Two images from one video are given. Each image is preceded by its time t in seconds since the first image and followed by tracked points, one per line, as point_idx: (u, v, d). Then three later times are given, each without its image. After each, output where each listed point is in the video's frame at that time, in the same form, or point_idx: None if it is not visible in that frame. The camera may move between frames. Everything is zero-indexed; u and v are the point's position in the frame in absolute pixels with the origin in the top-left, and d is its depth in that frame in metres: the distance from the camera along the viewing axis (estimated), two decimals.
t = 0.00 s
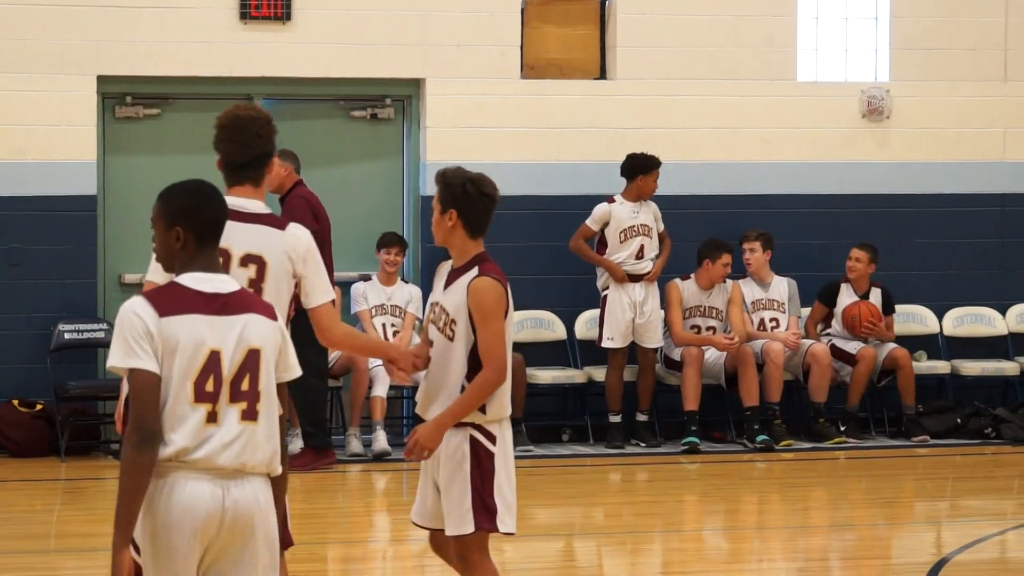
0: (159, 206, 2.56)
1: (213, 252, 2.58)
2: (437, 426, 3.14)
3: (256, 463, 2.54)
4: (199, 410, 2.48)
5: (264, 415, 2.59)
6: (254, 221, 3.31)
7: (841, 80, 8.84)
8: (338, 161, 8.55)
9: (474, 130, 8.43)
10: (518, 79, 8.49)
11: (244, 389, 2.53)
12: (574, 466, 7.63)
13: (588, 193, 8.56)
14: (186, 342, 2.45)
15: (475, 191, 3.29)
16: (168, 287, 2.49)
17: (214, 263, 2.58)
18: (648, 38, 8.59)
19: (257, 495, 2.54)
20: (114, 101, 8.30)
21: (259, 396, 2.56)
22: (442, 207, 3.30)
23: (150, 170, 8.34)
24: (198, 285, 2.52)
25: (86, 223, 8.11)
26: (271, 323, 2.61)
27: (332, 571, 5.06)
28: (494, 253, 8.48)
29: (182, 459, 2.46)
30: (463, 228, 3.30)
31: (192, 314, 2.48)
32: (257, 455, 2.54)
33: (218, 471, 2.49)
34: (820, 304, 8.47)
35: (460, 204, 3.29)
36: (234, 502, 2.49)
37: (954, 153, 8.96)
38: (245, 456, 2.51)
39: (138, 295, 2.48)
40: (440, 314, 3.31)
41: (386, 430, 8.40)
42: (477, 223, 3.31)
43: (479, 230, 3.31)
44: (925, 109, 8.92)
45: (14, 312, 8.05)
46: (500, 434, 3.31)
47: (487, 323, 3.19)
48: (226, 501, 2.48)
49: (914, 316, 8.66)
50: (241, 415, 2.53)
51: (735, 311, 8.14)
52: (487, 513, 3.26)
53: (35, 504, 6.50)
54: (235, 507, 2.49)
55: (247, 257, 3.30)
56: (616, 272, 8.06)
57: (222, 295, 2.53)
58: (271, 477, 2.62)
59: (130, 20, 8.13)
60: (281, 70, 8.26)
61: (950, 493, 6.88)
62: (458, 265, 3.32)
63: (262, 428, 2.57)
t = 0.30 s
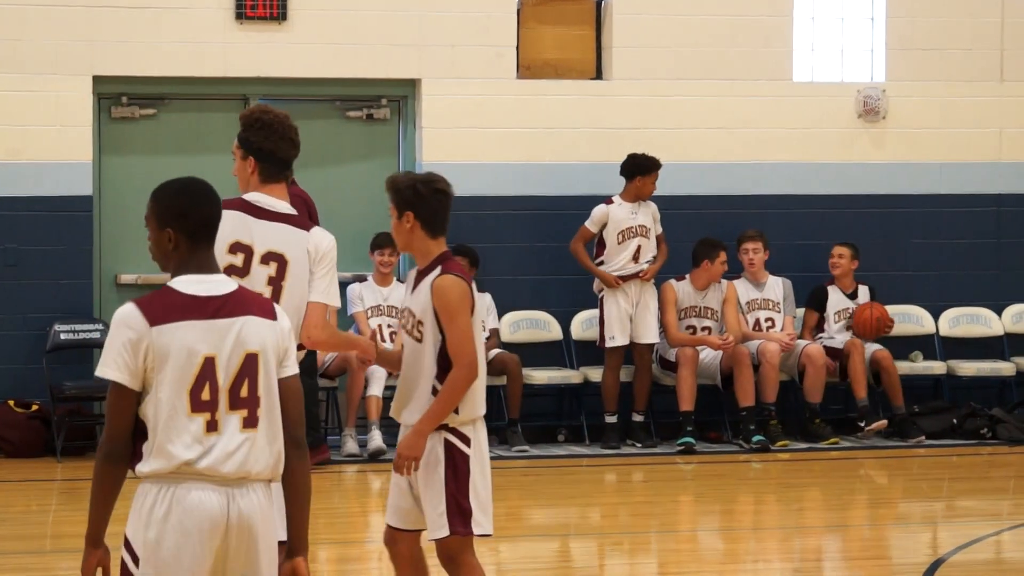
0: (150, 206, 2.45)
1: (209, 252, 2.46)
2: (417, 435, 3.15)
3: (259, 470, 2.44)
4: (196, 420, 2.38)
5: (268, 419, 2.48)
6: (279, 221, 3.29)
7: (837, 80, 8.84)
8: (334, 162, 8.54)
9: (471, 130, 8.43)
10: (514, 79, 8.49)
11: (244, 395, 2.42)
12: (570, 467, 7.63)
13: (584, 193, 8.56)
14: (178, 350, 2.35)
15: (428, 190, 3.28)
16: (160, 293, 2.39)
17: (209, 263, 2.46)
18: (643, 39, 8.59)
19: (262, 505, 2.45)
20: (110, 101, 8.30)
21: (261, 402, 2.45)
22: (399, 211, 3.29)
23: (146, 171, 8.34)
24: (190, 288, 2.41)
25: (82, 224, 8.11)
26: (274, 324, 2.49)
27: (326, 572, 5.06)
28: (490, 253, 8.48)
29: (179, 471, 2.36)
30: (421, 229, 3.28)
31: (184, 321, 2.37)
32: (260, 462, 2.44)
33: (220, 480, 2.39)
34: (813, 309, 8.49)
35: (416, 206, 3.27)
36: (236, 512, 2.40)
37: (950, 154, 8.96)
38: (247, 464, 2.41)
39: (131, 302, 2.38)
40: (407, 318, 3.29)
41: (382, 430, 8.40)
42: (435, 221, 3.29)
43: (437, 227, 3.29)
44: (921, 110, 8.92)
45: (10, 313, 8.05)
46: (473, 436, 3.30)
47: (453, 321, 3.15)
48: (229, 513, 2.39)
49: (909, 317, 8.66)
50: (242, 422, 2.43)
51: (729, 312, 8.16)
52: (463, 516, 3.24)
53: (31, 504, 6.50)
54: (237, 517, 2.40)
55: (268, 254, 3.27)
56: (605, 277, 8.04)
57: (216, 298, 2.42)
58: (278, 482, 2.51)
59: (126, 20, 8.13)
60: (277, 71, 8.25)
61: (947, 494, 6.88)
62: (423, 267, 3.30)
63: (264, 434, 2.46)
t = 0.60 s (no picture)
0: (124, 219, 2.42)
1: (186, 265, 2.44)
2: (376, 447, 3.20)
3: (256, 487, 2.44)
4: (187, 440, 2.38)
5: (262, 434, 2.47)
6: (244, 222, 3.29)
7: (833, 82, 8.84)
8: (330, 163, 8.55)
9: (467, 132, 8.44)
10: (510, 80, 8.49)
11: (235, 412, 2.42)
12: (566, 468, 7.63)
13: (580, 195, 8.56)
14: (163, 371, 2.34)
15: (377, 197, 3.32)
16: (140, 313, 2.37)
17: (186, 276, 2.44)
18: (639, 40, 8.59)
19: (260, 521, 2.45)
20: (106, 103, 8.30)
21: (252, 417, 2.45)
22: (349, 218, 3.33)
23: (143, 172, 8.34)
24: (172, 305, 2.40)
25: (78, 225, 8.11)
26: (259, 334, 2.47)
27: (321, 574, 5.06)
28: (486, 255, 8.49)
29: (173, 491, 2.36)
30: (372, 236, 3.32)
31: (168, 340, 2.36)
32: (255, 477, 2.44)
33: (218, 498, 2.39)
34: (808, 317, 8.45)
35: (365, 213, 3.32)
36: (234, 529, 2.40)
37: (947, 155, 8.97)
38: (242, 481, 2.41)
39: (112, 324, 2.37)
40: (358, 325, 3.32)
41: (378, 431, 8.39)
42: (385, 228, 3.34)
43: (388, 234, 3.34)
44: (918, 111, 8.92)
45: (6, 314, 8.05)
46: (427, 439, 3.31)
47: (402, 326, 3.20)
48: (228, 532, 2.39)
49: (904, 318, 8.69)
50: (234, 439, 2.42)
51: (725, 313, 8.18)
52: (422, 518, 3.26)
53: (27, 506, 6.49)
54: (235, 534, 2.40)
55: (240, 257, 3.30)
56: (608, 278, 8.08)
57: (196, 313, 2.40)
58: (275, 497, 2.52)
59: (123, 21, 8.14)
60: (273, 72, 8.25)
61: (943, 495, 6.88)
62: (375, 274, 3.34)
63: (258, 450, 2.46)
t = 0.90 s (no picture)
0: (127, 214, 2.43)
1: (187, 260, 2.44)
2: (336, 443, 3.12)
3: (260, 487, 2.44)
4: (192, 439, 2.37)
5: (264, 433, 2.48)
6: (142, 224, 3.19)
7: (832, 82, 8.84)
8: (329, 163, 8.55)
9: (465, 132, 8.44)
10: (508, 81, 8.50)
11: (239, 409, 2.42)
12: (564, 468, 7.63)
13: (578, 195, 8.56)
14: (170, 368, 2.33)
15: (330, 191, 3.26)
16: (145, 307, 2.36)
17: (189, 271, 2.44)
18: (638, 40, 8.59)
19: (265, 521, 2.45)
20: (104, 103, 8.30)
21: (256, 415, 2.45)
22: (299, 212, 3.28)
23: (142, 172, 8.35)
24: (176, 299, 2.39)
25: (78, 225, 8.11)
26: (263, 331, 2.48)
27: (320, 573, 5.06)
28: (484, 255, 8.49)
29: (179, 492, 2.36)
30: (323, 231, 3.27)
31: (173, 336, 2.34)
32: (259, 477, 2.44)
33: (221, 498, 2.39)
34: (813, 329, 8.39)
35: (318, 207, 3.26)
36: (239, 530, 2.40)
37: (945, 155, 8.97)
38: (247, 481, 2.41)
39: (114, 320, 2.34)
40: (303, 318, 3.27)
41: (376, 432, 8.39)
42: (338, 223, 3.29)
43: (341, 228, 3.29)
44: (916, 112, 8.92)
45: (4, 314, 8.04)
46: (365, 433, 3.25)
47: (347, 317, 3.14)
48: (234, 532, 2.40)
49: (902, 318, 8.69)
50: (238, 438, 2.42)
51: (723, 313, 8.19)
52: (342, 512, 3.20)
53: (25, 506, 6.49)
54: (240, 535, 2.40)
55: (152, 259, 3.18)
56: (604, 270, 8.04)
57: (200, 308, 2.40)
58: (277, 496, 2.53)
59: (122, 22, 8.14)
60: (271, 72, 8.25)
61: (941, 495, 6.88)
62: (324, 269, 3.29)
63: (262, 449, 2.47)
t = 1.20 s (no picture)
0: (156, 215, 2.38)
1: (218, 265, 2.38)
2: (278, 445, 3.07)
3: (276, 506, 2.35)
4: (212, 451, 2.29)
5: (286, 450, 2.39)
6: (60, 219, 3.30)
7: (830, 82, 8.84)
8: (327, 163, 8.56)
9: (463, 132, 8.44)
10: (506, 81, 8.50)
11: (262, 425, 2.34)
12: (562, 468, 7.63)
13: (576, 195, 8.57)
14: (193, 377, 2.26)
15: (301, 189, 3.15)
16: (174, 314, 2.30)
17: (218, 274, 2.38)
18: (636, 40, 8.60)
19: (280, 541, 2.36)
20: (103, 103, 8.29)
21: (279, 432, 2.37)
22: (270, 208, 3.18)
23: (140, 173, 8.35)
24: (205, 309, 2.33)
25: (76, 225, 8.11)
26: (292, 345, 2.41)
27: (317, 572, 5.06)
28: (483, 255, 8.50)
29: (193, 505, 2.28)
30: (293, 229, 3.17)
31: (199, 346, 2.28)
32: (276, 497, 2.35)
33: (236, 514, 2.31)
34: (813, 329, 8.39)
35: (289, 204, 3.16)
36: (252, 549, 2.31)
37: (943, 155, 8.97)
38: (264, 499, 2.33)
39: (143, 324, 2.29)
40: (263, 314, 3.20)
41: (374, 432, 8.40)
42: (308, 222, 3.18)
43: (309, 226, 3.18)
44: (914, 111, 8.93)
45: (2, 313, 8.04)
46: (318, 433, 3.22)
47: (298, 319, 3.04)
48: (246, 551, 2.31)
49: (901, 318, 8.69)
50: (260, 453, 2.34)
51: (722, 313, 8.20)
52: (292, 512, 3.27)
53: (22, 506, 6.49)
54: (253, 554, 2.31)
55: (81, 252, 3.33)
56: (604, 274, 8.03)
57: (230, 319, 2.33)
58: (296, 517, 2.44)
59: (121, 22, 8.14)
60: (269, 72, 8.26)
61: (940, 495, 6.87)
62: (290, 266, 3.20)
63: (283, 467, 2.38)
